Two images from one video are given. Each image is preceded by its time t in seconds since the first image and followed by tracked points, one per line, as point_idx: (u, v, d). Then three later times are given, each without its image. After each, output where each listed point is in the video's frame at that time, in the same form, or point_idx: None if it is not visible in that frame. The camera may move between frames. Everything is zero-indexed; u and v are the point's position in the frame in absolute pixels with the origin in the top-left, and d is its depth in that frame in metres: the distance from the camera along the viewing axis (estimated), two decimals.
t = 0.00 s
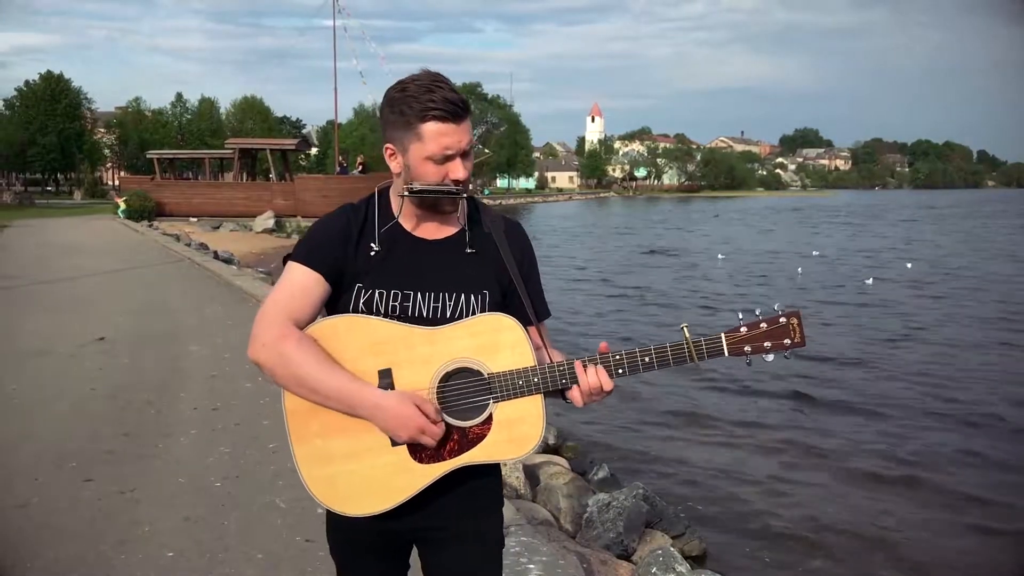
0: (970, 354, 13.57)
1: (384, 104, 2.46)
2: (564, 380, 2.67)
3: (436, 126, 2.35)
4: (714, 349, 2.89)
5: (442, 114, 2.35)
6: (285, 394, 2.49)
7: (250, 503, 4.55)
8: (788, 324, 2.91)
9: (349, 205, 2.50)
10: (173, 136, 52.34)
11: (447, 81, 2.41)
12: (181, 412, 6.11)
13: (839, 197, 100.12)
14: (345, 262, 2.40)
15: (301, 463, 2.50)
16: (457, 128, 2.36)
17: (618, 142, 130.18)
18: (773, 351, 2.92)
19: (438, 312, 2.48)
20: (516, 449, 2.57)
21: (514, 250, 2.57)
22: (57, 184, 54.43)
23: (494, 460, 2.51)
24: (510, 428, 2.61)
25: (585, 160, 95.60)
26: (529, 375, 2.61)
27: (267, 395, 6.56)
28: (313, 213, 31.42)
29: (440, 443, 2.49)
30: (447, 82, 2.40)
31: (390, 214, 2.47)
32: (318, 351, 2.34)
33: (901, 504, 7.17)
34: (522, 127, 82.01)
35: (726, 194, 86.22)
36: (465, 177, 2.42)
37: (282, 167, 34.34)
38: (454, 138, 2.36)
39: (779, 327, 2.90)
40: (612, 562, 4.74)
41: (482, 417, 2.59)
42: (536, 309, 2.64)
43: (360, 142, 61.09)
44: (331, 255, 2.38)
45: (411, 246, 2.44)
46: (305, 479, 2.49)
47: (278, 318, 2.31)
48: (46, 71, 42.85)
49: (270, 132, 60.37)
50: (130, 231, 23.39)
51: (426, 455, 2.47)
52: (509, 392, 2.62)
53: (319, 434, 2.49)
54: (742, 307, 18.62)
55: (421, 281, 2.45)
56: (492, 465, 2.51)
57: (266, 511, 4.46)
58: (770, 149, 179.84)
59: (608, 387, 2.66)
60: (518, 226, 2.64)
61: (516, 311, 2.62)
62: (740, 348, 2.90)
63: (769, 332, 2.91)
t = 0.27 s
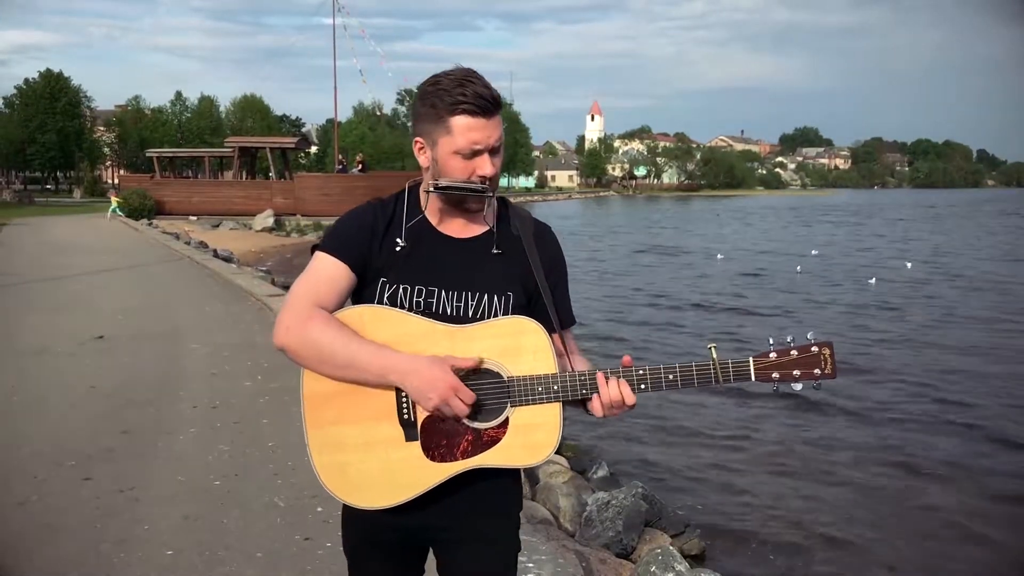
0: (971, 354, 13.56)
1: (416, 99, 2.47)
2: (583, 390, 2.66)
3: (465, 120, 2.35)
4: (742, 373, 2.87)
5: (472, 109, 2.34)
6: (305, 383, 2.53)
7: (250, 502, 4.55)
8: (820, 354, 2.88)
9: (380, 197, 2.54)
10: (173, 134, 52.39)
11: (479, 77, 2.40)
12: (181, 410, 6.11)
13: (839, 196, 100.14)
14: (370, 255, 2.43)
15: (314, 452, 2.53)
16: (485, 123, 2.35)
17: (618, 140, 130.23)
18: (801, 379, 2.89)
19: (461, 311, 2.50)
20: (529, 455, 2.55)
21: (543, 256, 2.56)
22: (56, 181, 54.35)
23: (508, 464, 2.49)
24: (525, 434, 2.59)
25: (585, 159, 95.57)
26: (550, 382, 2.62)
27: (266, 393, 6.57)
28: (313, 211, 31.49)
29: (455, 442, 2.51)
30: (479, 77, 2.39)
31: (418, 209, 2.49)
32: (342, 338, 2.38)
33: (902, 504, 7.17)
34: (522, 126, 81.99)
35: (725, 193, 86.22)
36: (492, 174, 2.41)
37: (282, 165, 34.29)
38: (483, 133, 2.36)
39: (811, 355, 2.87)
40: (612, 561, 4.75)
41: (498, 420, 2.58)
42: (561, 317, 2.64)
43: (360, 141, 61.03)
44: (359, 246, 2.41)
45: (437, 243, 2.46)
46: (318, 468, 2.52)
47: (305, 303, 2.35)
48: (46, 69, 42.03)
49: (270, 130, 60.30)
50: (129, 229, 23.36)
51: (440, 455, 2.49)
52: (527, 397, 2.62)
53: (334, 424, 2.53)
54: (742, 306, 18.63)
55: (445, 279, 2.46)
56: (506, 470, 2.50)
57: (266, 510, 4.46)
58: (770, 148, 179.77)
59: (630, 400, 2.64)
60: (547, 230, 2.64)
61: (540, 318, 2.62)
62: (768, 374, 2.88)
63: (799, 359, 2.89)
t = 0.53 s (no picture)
0: (969, 353, 13.56)
1: (455, 90, 2.49)
2: (594, 393, 2.63)
3: (510, 110, 2.38)
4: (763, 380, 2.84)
5: (519, 98, 2.38)
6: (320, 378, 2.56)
7: (248, 500, 4.55)
8: (845, 361, 2.83)
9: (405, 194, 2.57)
10: (171, 131, 52.23)
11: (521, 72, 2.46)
12: (179, 408, 6.11)
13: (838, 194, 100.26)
14: (390, 251, 2.46)
15: (326, 450, 2.57)
16: (532, 114, 2.39)
17: (616, 138, 130.27)
18: (827, 388, 2.85)
19: (479, 310, 2.50)
20: (540, 459, 2.51)
21: (566, 257, 2.55)
22: (55, 179, 54.30)
23: (518, 467, 2.48)
24: (534, 436, 2.57)
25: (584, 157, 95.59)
26: (562, 385, 2.61)
27: (265, 391, 6.57)
28: (311, 208, 31.40)
29: (464, 442, 2.51)
30: (521, 72, 2.43)
31: (443, 205, 2.51)
32: (356, 335, 2.41)
33: (901, 503, 7.17)
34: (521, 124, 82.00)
35: (724, 192, 86.30)
36: (530, 166, 2.44)
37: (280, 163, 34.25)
38: (528, 124, 2.39)
39: (835, 363, 2.83)
40: (609, 559, 4.74)
41: (509, 421, 2.57)
42: (583, 320, 2.62)
43: (358, 139, 60.96)
44: (380, 241, 2.45)
45: (457, 241, 2.47)
46: (328, 462, 2.56)
47: (319, 300, 2.40)
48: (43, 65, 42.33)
49: (268, 127, 60.25)
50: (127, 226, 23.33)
51: (449, 455, 2.49)
52: (540, 399, 2.60)
53: (347, 421, 2.56)
54: (740, 304, 18.65)
55: (464, 279, 2.47)
56: (516, 473, 2.49)
57: (264, 508, 4.45)
58: (769, 146, 179.68)
59: (639, 404, 2.58)
60: (571, 231, 2.63)
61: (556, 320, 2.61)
62: (790, 382, 2.85)
63: (823, 367, 2.84)
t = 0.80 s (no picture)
0: (966, 351, 13.56)
1: (473, 87, 2.49)
2: (603, 401, 2.61)
3: (529, 105, 2.37)
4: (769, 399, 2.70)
5: (536, 94, 2.37)
6: (326, 371, 2.59)
7: (246, 497, 4.56)
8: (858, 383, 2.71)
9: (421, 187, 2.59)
10: (169, 129, 52.28)
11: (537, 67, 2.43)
12: (176, 405, 6.12)
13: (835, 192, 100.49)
14: (401, 247, 2.48)
15: (331, 443, 2.61)
16: (549, 111, 2.38)
17: (615, 136, 130.40)
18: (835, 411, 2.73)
19: (488, 310, 2.50)
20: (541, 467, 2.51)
21: (582, 257, 2.53)
22: (52, 176, 54.22)
23: (517, 473, 2.48)
24: (533, 442, 2.56)
25: (582, 155, 95.76)
26: (563, 392, 2.59)
27: (262, 388, 6.58)
28: (309, 206, 31.37)
29: (465, 444, 2.52)
30: (538, 67, 2.42)
31: (457, 203, 2.51)
32: (362, 330, 2.43)
33: (898, 501, 7.19)
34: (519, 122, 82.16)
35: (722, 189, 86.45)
36: (550, 163, 2.43)
37: (278, 160, 34.24)
38: (546, 120, 2.38)
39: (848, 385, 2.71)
40: (607, 556, 4.77)
41: (510, 426, 2.57)
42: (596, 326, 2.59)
43: (356, 136, 61.00)
44: (392, 235, 2.46)
45: (470, 238, 2.47)
46: (330, 457, 2.60)
47: (327, 293, 2.41)
48: (41, 62, 42.20)
49: (266, 125, 60.24)
50: (125, 224, 23.32)
51: (450, 456, 2.51)
52: (541, 405, 2.58)
53: (351, 416, 2.59)
54: (738, 301, 18.71)
55: (476, 279, 2.47)
56: (516, 477, 2.49)
57: (263, 505, 4.46)
58: (767, 144, 179.64)
59: (726, 418, 2.58)
60: (589, 232, 2.60)
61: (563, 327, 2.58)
62: (798, 402, 2.72)
63: (835, 388, 2.72)
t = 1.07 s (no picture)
0: (964, 349, 13.57)
1: (485, 94, 2.42)
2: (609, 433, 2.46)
3: (541, 116, 2.28)
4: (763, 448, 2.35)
5: (548, 105, 2.28)
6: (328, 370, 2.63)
7: (245, 494, 4.56)
8: (863, 438, 2.29)
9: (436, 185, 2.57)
10: (168, 126, 52.22)
11: (552, 74, 2.34)
12: (175, 402, 6.12)
13: (833, 189, 100.61)
14: (410, 247, 2.47)
15: (330, 441, 2.66)
16: (561, 122, 2.28)
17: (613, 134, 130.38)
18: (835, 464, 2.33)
19: (492, 319, 2.45)
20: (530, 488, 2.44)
21: (594, 266, 2.44)
22: (50, 173, 54.10)
23: (504, 492, 2.45)
24: (525, 464, 2.49)
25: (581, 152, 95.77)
26: (558, 418, 2.48)
27: (261, 385, 6.59)
28: (308, 203, 31.33)
29: (459, 458, 2.51)
30: (552, 74, 2.33)
31: (468, 208, 2.47)
32: (361, 337, 2.44)
33: (897, 499, 7.17)
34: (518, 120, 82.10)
35: (720, 188, 86.51)
36: (564, 177, 2.34)
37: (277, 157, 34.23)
38: (560, 131, 2.28)
39: (851, 439, 2.30)
40: (605, 553, 4.76)
41: (504, 444, 2.51)
42: (619, 329, 2.47)
43: (355, 134, 60.94)
44: (400, 235, 2.46)
45: (477, 244, 2.44)
46: (329, 451, 2.66)
47: (331, 294, 2.43)
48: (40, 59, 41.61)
49: (265, 122, 60.19)
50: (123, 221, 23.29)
51: (444, 467, 2.50)
52: (533, 428, 2.50)
53: (350, 416, 2.64)
54: (736, 299, 18.72)
55: (481, 285, 2.43)
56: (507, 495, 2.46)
57: (262, 502, 4.46)
58: (766, 141, 180.00)
59: (719, 464, 2.31)
60: (606, 239, 2.51)
61: (560, 350, 2.46)
62: (795, 454, 2.34)
63: (838, 443, 2.32)
